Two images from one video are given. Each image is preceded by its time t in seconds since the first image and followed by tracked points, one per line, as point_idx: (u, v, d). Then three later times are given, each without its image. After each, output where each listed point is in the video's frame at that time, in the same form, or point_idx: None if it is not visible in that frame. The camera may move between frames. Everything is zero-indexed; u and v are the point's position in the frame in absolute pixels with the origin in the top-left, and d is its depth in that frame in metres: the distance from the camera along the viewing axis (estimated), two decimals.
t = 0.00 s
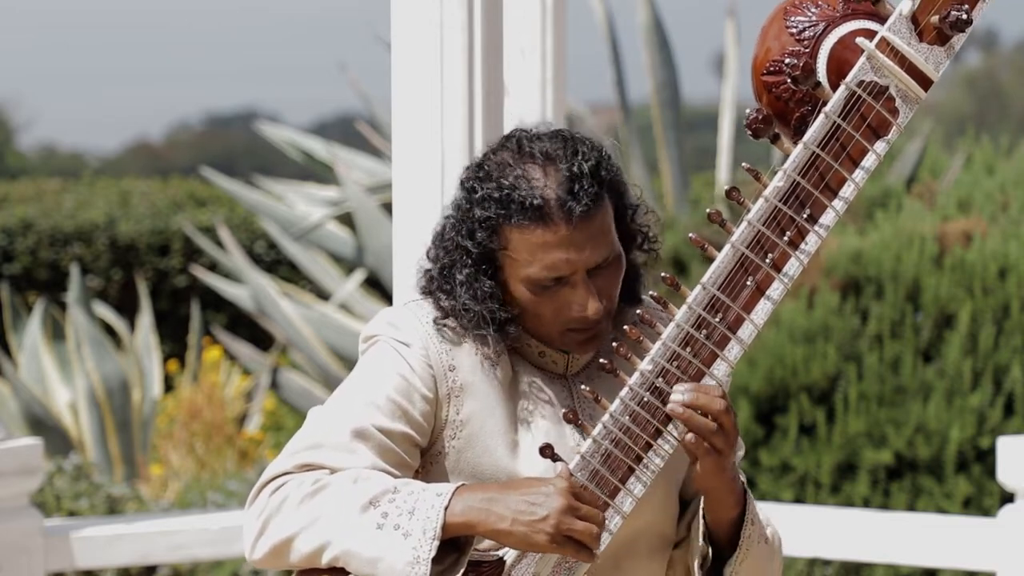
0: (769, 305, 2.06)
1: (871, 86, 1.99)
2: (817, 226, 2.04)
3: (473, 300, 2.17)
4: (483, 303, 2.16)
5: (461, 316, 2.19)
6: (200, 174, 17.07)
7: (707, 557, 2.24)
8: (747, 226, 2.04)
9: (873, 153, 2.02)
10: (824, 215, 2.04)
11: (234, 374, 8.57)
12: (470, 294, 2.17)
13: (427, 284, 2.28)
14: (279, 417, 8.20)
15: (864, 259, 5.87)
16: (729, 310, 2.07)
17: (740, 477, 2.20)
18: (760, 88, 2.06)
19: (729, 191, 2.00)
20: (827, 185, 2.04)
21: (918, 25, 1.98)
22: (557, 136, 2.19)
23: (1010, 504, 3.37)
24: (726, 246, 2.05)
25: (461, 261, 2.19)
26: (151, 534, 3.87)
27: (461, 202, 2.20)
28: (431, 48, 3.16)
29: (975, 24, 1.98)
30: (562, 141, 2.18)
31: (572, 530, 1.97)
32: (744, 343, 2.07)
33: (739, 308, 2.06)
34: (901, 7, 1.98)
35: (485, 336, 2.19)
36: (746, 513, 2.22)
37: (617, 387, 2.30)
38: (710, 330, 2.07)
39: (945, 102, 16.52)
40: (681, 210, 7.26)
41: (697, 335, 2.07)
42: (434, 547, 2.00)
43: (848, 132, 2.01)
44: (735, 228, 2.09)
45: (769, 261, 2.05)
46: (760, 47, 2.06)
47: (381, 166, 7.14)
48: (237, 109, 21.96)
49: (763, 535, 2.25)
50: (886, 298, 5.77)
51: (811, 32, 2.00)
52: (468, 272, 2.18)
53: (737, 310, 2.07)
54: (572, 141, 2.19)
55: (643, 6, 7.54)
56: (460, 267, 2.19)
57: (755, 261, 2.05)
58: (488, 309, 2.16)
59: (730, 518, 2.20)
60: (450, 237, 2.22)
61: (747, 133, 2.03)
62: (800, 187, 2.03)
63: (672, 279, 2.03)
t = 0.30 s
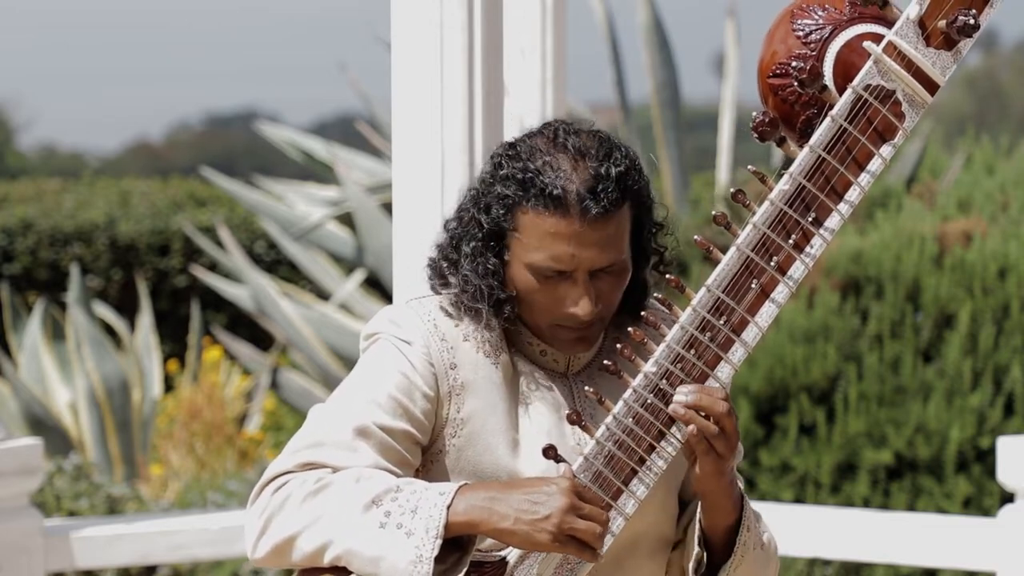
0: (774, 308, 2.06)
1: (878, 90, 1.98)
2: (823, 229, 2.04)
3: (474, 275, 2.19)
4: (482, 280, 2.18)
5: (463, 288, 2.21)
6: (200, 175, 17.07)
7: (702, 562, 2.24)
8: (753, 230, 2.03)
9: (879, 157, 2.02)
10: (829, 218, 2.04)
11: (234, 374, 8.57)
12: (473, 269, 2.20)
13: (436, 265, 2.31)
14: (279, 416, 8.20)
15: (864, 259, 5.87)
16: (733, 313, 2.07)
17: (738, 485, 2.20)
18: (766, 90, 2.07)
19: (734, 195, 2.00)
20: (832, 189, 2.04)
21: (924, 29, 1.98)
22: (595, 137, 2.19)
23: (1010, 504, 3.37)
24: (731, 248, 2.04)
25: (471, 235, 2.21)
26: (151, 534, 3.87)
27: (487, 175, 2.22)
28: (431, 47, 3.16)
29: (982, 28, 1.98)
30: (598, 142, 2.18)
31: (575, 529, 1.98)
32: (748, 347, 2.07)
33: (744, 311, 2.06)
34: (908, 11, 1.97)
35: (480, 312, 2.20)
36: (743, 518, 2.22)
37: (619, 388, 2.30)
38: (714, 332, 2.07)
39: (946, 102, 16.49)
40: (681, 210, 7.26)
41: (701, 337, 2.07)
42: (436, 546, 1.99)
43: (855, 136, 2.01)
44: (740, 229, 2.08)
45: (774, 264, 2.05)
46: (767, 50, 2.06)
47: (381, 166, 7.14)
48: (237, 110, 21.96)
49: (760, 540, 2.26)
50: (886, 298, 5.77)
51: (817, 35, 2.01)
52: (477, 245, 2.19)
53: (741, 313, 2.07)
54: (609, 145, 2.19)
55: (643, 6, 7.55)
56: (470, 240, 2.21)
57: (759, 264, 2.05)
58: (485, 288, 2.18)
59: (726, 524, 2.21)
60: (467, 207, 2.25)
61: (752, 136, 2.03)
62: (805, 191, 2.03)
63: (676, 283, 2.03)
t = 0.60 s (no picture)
0: (774, 308, 2.06)
1: (878, 89, 1.99)
2: (823, 229, 2.04)
3: (487, 283, 2.16)
4: (497, 288, 2.15)
5: (475, 301, 2.18)
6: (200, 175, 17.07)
7: (702, 562, 2.24)
8: (753, 229, 2.03)
9: (879, 157, 2.02)
10: (830, 218, 2.04)
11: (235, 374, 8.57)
12: (485, 281, 2.17)
13: (434, 280, 2.28)
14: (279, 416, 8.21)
15: (864, 259, 5.86)
16: (733, 312, 2.07)
17: (738, 485, 2.20)
18: (766, 89, 2.06)
19: (734, 194, 2.00)
20: (833, 188, 2.04)
21: (925, 28, 1.98)
22: (579, 124, 2.22)
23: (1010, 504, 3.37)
24: (731, 248, 2.05)
25: (478, 244, 2.19)
26: (151, 535, 3.86)
27: (484, 182, 2.20)
28: (431, 47, 3.16)
29: (982, 28, 1.98)
30: (584, 129, 2.21)
31: (575, 530, 1.97)
32: (748, 347, 2.07)
33: (744, 310, 2.06)
34: (908, 10, 1.97)
35: (496, 327, 2.18)
36: (743, 518, 2.22)
37: (619, 387, 2.30)
38: (714, 332, 2.07)
39: (946, 102, 16.47)
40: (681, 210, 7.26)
41: (701, 337, 2.07)
42: (436, 547, 2.00)
43: (855, 135, 2.01)
44: (740, 228, 2.08)
45: (775, 264, 2.05)
46: (767, 48, 2.06)
47: (381, 166, 7.14)
48: (237, 110, 21.96)
49: (760, 540, 2.26)
50: (886, 298, 5.77)
51: (818, 33, 2.01)
52: (486, 254, 2.17)
53: (742, 313, 2.07)
54: (596, 129, 2.21)
55: (643, 6, 7.55)
56: (477, 250, 2.19)
57: (760, 264, 2.05)
58: (503, 293, 2.15)
59: (726, 523, 2.21)
60: (468, 218, 2.22)
61: (753, 135, 2.02)
62: (806, 191, 2.03)
63: (677, 283, 2.03)
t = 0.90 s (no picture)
0: (772, 307, 2.06)
1: (875, 88, 1.99)
2: (820, 228, 2.04)
3: (481, 312, 2.17)
4: (492, 316, 2.16)
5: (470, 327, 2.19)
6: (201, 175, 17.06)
7: (704, 557, 2.24)
8: (750, 228, 2.04)
9: (876, 155, 2.02)
10: (827, 217, 2.04)
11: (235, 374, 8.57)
12: (478, 308, 2.17)
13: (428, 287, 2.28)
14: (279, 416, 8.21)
15: (864, 259, 5.87)
16: (731, 311, 2.07)
17: (740, 480, 2.20)
18: (763, 89, 2.06)
19: (731, 192, 2.00)
20: (830, 187, 2.04)
21: (922, 27, 1.98)
22: (568, 145, 2.18)
23: (1010, 504, 3.37)
24: (728, 247, 2.05)
25: (471, 273, 2.19)
26: (151, 534, 3.86)
27: (474, 214, 2.19)
28: (431, 47, 3.16)
29: (979, 27, 1.98)
30: (573, 151, 2.17)
31: (574, 529, 1.97)
32: (746, 345, 2.07)
33: (742, 309, 2.06)
34: (905, 9, 1.97)
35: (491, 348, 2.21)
36: (745, 513, 2.22)
37: (620, 388, 2.30)
38: (712, 331, 2.07)
39: (945, 101, 16.46)
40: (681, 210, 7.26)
41: (699, 336, 2.07)
42: (434, 547, 1.99)
43: (852, 134, 2.01)
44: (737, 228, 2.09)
45: (772, 263, 2.05)
46: (764, 49, 2.06)
47: (381, 166, 7.13)
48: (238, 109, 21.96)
49: (762, 536, 2.26)
50: (886, 298, 5.77)
51: (814, 34, 2.00)
52: (479, 283, 2.17)
53: (739, 312, 2.07)
54: (585, 151, 2.18)
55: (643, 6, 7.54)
56: (470, 279, 2.19)
57: (757, 262, 2.05)
58: (498, 320, 2.17)
59: (727, 520, 2.21)
60: (461, 247, 2.22)
61: (750, 134, 2.03)
62: (803, 190, 2.03)
63: (674, 281, 2.03)
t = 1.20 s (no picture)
0: (768, 305, 2.06)
1: (870, 84, 1.99)
2: (815, 225, 2.04)
3: (469, 263, 2.19)
4: (479, 267, 2.18)
5: (460, 279, 2.21)
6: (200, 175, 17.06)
7: (698, 558, 2.25)
8: (746, 226, 2.03)
9: (870, 151, 2.02)
10: (821, 214, 2.04)
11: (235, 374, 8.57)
12: (468, 260, 2.19)
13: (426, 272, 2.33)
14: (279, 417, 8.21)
15: (864, 259, 5.91)
16: (727, 309, 2.07)
17: (734, 480, 2.20)
18: (756, 85, 2.05)
19: (727, 190, 2.00)
20: (825, 185, 2.04)
21: (915, 23, 1.99)
22: (572, 113, 2.25)
23: (1009, 504, 3.37)
24: (725, 245, 2.04)
25: (462, 228, 2.22)
26: (151, 535, 3.86)
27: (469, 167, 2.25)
28: (431, 48, 3.16)
29: (973, 22, 1.98)
30: (575, 117, 2.24)
31: (571, 533, 1.98)
32: (742, 343, 2.07)
33: (737, 308, 2.06)
34: (899, 5, 1.98)
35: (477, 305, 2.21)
36: (740, 513, 2.23)
37: (616, 387, 2.31)
38: (709, 329, 2.07)
39: (946, 101, 16.43)
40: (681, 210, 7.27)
41: (696, 334, 2.07)
42: (433, 551, 1.99)
43: (846, 130, 2.01)
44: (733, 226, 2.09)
45: (768, 260, 2.05)
46: (757, 44, 2.05)
47: (381, 166, 7.13)
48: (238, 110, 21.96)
49: (757, 535, 2.26)
50: (887, 298, 5.78)
51: (808, 29, 2.00)
52: (469, 236, 2.20)
53: (735, 310, 2.06)
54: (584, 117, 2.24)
55: (642, 6, 7.55)
56: (462, 233, 2.22)
57: (753, 260, 2.05)
58: (485, 272, 2.18)
59: (723, 519, 2.21)
60: (454, 205, 2.26)
61: (744, 133, 2.03)
62: (798, 187, 2.03)
63: (670, 280, 2.03)
